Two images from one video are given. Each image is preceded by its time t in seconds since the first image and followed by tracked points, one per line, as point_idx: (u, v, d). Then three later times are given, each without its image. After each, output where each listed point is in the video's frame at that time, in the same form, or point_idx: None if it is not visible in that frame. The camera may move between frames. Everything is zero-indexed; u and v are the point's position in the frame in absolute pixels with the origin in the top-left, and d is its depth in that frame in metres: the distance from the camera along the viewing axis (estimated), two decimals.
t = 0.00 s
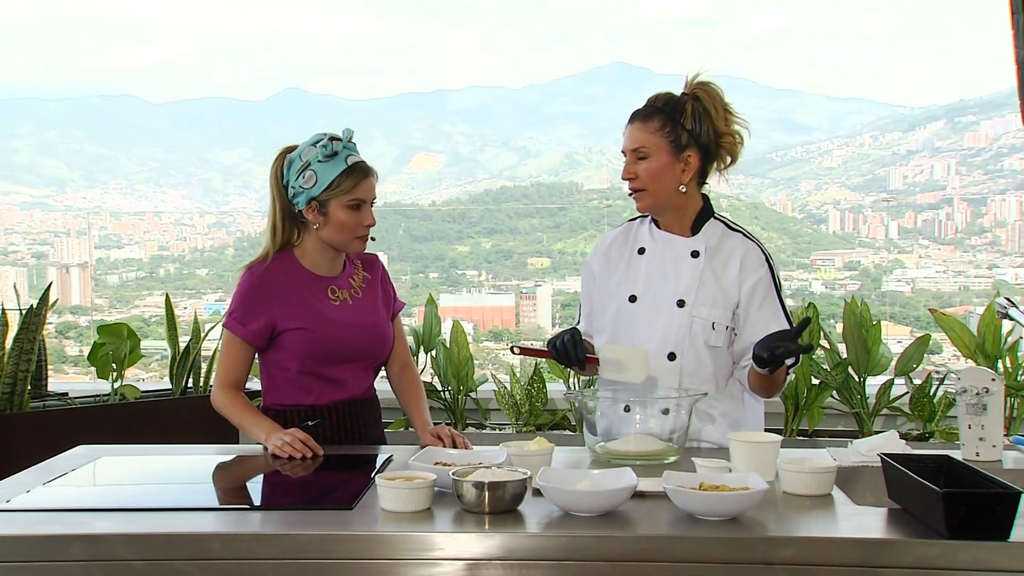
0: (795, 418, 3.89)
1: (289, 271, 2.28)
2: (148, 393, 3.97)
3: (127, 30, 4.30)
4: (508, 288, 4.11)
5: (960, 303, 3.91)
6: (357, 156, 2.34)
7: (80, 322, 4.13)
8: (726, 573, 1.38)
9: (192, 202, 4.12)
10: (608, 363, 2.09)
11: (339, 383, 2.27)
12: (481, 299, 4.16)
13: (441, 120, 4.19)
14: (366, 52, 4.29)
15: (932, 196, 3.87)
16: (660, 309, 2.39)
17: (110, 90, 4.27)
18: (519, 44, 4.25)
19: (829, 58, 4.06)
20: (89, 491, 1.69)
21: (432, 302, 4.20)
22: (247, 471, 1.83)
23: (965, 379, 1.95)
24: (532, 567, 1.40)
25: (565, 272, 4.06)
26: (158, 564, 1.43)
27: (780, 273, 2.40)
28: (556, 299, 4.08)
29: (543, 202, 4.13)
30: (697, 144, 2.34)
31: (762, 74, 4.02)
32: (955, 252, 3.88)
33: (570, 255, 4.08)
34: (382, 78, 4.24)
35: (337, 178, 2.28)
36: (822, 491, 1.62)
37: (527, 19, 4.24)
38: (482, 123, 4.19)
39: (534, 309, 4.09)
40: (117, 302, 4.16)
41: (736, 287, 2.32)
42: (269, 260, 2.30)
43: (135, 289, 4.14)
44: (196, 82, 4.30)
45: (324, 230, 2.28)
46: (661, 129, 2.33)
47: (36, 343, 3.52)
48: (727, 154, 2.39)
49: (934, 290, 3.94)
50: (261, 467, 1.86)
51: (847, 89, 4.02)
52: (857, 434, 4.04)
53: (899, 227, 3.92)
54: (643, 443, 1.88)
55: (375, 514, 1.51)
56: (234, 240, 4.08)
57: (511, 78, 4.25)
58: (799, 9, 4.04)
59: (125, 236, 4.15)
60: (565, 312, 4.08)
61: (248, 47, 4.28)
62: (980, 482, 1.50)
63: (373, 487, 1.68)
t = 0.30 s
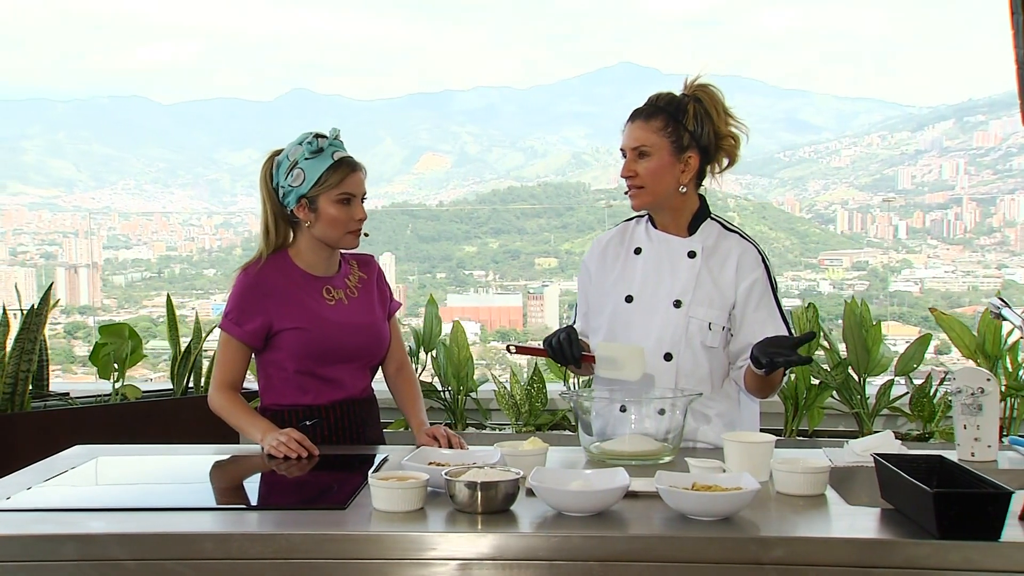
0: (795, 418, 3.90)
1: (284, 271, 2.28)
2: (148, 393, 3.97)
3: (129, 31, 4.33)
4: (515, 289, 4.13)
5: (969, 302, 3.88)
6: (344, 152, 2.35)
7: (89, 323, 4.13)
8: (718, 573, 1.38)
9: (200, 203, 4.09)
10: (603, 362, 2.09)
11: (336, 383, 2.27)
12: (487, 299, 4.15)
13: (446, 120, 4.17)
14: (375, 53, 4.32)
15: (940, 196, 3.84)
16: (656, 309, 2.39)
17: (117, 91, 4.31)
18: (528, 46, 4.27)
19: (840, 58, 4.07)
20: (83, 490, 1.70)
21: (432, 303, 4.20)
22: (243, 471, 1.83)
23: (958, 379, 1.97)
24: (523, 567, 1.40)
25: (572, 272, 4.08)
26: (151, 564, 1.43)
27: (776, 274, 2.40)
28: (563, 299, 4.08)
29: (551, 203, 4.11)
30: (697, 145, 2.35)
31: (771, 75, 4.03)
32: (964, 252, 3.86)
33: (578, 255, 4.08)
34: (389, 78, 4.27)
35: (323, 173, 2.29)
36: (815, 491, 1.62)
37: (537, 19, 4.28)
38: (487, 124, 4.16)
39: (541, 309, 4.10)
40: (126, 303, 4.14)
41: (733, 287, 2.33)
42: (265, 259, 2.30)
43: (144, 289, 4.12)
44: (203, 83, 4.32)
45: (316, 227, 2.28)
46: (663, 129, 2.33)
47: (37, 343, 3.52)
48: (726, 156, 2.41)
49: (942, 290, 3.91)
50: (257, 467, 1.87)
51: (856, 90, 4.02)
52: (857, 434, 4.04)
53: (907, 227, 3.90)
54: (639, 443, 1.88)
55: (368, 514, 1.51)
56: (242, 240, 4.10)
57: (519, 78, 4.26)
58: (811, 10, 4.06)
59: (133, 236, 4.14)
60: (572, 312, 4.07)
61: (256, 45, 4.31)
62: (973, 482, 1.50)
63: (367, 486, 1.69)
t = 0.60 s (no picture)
0: (798, 419, 3.90)
1: (285, 272, 2.29)
2: (154, 393, 3.98)
3: (154, 33, 4.36)
4: (526, 289, 4.06)
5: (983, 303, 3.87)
6: (346, 153, 2.35)
7: (101, 322, 4.14)
8: (712, 573, 1.38)
9: (212, 203, 4.07)
10: (602, 362, 2.09)
11: (334, 382, 2.27)
12: (500, 299, 4.09)
13: (459, 120, 4.21)
14: (388, 53, 4.35)
15: (954, 195, 3.81)
16: (655, 309, 2.39)
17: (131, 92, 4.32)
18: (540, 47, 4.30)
19: (852, 56, 4.09)
20: (81, 489, 1.70)
21: (437, 301, 4.21)
22: (242, 471, 1.83)
23: (958, 379, 1.95)
24: (516, 566, 1.40)
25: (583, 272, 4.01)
26: (145, 563, 1.43)
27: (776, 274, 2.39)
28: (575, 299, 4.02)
29: (563, 202, 4.08)
30: (695, 145, 2.35)
31: (780, 73, 4.08)
32: (977, 252, 3.82)
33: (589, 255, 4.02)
34: (400, 78, 4.32)
35: (325, 174, 2.29)
36: (812, 491, 1.61)
37: (546, 19, 4.30)
38: (499, 123, 4.21)
39: (552, 309, 4.05)
40: (138, 302, 4.12)
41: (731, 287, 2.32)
42: (264, 259, 2.30)
43: (156, 289, 4.09)
44: (216, 83, 4.34)
45: (315, 227, 2.29)
46: (662, 129, 2.33)
47: (42, 343, 3.54)
48: (725, 155, 2.41)
49: (956, 290, 3.88)
50: (256, 466, 1.87)
51: (871, 88, 4.04)
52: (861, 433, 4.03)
53: (921, 226, 3.86)
54: (637, 443, 1.88)
55: (364, 514, 1.51)
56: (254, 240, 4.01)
57: (530, 79, 4.29)
58: (823, 11, 4.09)
59: (145, 236, 4.14)
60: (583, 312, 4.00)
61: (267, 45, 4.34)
62: (969, 481, 1.50)
63: (364, 486, 1.69)
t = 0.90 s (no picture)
0: (801, 419, 3.90)
1: (285, 272, 2.29)
2: (159, 393, 3.99)
3: (164, 33, 4.35)
4: (537, 289, 4.09)
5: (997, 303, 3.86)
6: (345, 151, 2.36)
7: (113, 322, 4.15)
8: (705, 572, 1.38)
9: (224, 203, 4.07)
10: (600, 363, 2.09)
11: (334, 383, 2.27)
12: (511, 299, 4.10)
13: (470, 120, 4.23)
14: (399, 51, 4.35)
15: (967, 195, 3.81)
16: (653, 310, 2.39)
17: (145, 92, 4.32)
18: (551, 46, 4.28)
19: (865, 54, 4.08)
20: (79, 489, 1.71)
21: (438, 302, 4.22)
22: (241, 471, 1.83)
23: (956, 380, 1.94)
24: (510, 566, 1.40)
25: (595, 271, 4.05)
26: (139, 563, 1.44)
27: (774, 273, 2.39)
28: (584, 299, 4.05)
29: (573, 202, 4.10)
30: (697, 144, 2.35)
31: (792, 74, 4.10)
32: (991, 252, 3.82)
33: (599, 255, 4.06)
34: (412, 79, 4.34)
35: (324, 173, 2.30)
36: (807, 491, 1.61)
37: (556, 19, 4.28)
38: (511, 123, 4.23)
39: (563, 309, 4.08)
40: (150, 303, 4.15)
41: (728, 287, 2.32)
42: (265, 259, 2.31)
43: (168, 290, 4.13)
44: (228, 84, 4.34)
45: (318, 226, 2.29)
46: (664, 125, 2.33)
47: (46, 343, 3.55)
48: (724, 157, 2.41)
49: (969, 290, 3.86)
50: (254, 466, 1.88)
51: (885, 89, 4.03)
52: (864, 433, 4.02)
53: (934, 226, 3.85)
54: (634, 443, 1.88)
55: (359, 513, 1.52)
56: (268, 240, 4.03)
57: (542, 78, 4.28)
58: (835, 10, 4.08)
59: (158, 237, 4.15)
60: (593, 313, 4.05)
61: (279, 46, 4.34)
62: (964, 482, 1.50)
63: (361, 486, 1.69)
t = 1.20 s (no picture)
0: (805, 420, 3.91)
1: (284, 272, 2.29)
2: (163, 392, 3.99)
3: (165, 33, 4.36)
4: (549, 288, 4.04)
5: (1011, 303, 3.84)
6: (344, 152, 2.36)
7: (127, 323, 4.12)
8: (698, 572, 1.38)
9: (236, 202, 4.03)
10: (598, 362, 2.09)
11: (333, 382, 2.27)
12: (522, 298, 4.09)
13: (481, 120, 4.23)
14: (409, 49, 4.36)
15: (982, 194, 3.83)
16: (651, 308, 2.39)
17: (157, 92, 4.32)
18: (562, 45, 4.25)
19: (880, 54, 4.04)
20: (78, 486, 1.71)
21: (444, 303, 4.31)
22: (240, 469, 1.84)
23: (954, 379, 1.92)
24: (503, 565, 1.40)
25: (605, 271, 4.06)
26: (134, 560, 1.44)
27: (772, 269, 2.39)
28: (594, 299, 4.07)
29: (585, 202, 4.03)
30: (699, 141, 2.36)
31: (804, 69, 4.06)
32: (1005, 252, 3.85)
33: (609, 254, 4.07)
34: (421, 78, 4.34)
35: (323, 173, 2.30)
36: (803, 491, 1.61)
37: (568, 18, 4.27)
38: (523, 121, 4.21)
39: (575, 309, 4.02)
40: (163, 302, 4.14)
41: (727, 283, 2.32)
42: (265, 258, 2.31)
43: (179, 289, 4.13)
44: (237, 84, 4.32)
45: (316, 226, 2.29)
46: (669, 121, 2.34)
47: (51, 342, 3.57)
48: (721, 158, 2.44)
49: (983, 290, 3.87)
50: (254, 465, 1.88)
51: (898, 86, 3.99)
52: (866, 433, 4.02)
53: (948, 225, 3.86)
54: (632, 443, 1.88)
55: (354, 512, 1.52)
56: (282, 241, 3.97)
57: (554, 78, 4.24)
58: (849, 10, 4.05)
59: (170, 236, 4.16)
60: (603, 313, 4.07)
61: (289, 46, 4.35)
62: (959, 482, 1.50)
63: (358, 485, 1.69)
